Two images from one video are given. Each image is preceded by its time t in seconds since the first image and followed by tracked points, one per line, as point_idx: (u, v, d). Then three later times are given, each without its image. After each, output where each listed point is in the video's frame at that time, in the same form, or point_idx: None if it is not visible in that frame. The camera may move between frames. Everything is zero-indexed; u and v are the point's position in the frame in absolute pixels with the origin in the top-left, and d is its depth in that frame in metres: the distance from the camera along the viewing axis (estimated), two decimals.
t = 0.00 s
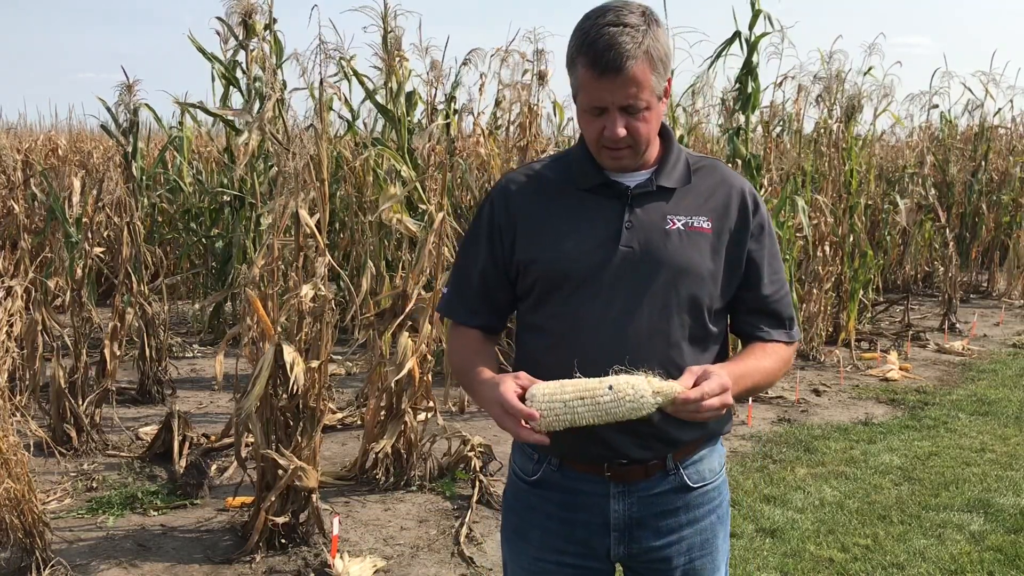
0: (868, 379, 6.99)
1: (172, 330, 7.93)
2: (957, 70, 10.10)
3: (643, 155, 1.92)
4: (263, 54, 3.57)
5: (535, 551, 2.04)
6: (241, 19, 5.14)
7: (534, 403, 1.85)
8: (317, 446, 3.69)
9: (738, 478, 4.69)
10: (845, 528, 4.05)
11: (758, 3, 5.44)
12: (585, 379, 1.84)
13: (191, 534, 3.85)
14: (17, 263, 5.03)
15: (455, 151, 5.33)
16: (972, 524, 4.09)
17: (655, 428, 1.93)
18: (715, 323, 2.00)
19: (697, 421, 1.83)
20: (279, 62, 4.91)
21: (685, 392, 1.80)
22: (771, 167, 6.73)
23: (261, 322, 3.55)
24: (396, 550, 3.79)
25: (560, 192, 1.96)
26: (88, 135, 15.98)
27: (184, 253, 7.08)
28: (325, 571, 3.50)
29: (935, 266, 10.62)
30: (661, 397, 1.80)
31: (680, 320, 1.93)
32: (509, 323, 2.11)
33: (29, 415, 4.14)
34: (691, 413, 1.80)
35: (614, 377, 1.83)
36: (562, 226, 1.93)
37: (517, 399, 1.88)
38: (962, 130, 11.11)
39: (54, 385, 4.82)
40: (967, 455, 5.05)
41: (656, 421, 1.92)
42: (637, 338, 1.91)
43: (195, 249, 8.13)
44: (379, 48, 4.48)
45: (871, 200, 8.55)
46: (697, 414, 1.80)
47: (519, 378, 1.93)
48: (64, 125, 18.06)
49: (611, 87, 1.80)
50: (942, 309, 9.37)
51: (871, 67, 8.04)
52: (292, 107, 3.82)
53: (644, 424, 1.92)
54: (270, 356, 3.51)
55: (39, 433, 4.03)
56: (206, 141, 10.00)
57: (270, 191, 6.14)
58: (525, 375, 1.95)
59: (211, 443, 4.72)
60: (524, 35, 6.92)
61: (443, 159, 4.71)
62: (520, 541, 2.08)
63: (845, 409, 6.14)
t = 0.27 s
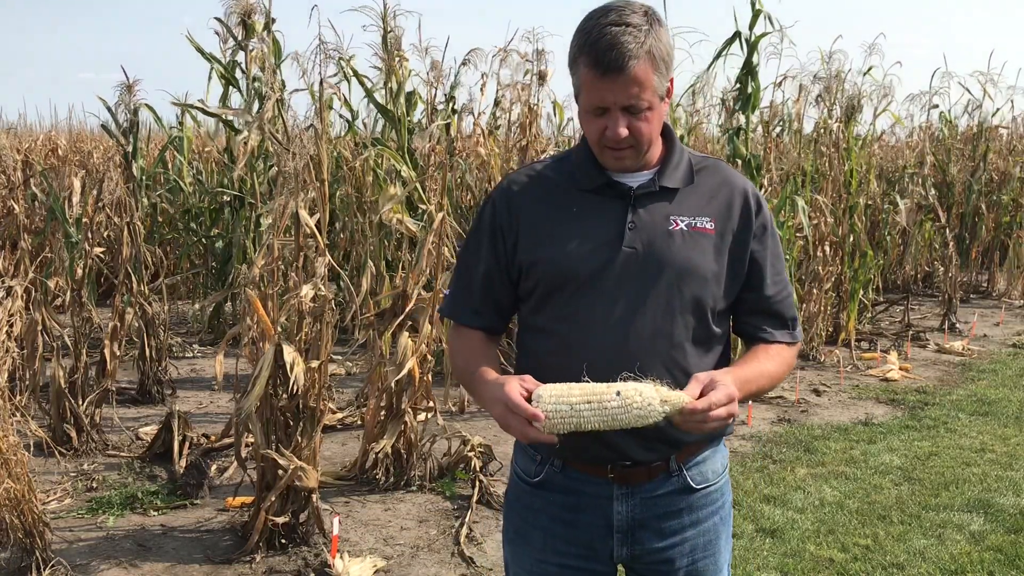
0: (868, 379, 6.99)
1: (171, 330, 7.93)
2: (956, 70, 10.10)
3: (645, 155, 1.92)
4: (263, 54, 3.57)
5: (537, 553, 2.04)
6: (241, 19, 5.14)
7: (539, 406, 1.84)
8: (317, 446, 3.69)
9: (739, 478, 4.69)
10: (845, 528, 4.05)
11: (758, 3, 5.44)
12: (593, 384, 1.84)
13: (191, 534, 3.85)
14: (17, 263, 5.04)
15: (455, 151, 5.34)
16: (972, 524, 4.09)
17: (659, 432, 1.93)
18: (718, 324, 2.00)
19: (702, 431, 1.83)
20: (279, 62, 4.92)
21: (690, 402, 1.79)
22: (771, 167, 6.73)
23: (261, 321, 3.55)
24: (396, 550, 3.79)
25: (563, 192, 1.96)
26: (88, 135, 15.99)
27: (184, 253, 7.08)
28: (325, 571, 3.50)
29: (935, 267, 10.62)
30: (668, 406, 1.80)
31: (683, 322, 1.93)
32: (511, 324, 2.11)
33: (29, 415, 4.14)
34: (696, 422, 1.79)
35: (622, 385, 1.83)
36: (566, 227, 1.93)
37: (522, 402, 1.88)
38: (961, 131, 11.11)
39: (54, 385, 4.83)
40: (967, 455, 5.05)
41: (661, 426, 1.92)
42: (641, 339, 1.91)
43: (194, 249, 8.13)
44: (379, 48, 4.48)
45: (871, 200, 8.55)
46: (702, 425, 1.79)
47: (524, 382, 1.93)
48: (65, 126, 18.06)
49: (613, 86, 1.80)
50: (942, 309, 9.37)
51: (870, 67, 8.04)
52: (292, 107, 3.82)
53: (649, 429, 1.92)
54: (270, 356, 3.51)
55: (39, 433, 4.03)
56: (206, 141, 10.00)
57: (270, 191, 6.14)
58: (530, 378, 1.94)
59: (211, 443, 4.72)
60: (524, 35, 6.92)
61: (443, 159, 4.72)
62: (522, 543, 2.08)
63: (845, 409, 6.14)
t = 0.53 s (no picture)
0: (868, 379, 6.98)
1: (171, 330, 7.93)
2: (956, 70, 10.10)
3: (648, 155, 1.92)
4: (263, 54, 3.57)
5: (538, 553, 2.04)
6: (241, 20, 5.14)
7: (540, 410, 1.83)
8: (317, 446, 3.70)
9: (739, 478, 4.69)
10: (845, 528, 4.05)
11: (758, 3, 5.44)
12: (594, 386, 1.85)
13: (191, 534, 3.85)
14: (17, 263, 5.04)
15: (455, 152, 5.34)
16: (972, 524, 4.09)
17: (660, 434, 1.92)
18: (720, 325, 2.00)
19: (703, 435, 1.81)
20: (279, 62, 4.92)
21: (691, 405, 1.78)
22: (771, 167, 6.73)
23: (261, 322, 3.54)
24: (396, 550, 3.79)
25: (564, 193, 1.97)
26: (88, 135, 15.99)
27: (184, 253, 7.08)
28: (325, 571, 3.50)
29: (935, 267, 10.62)
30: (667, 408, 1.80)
31: (684, 323, 1.92)
32: (512, 325, 2.11)
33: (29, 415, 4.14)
34: (697, 426, 1.78)
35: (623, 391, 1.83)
36: (567, 228, 1.93)
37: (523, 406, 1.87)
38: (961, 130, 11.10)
39: (54, 385, 4.83)
40: (968, 455, 5.05)
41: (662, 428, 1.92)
42: (642, 341, 1.91)
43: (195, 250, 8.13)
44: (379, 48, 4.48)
45: (871, 201, 8.55)
46: (702, 429, 1.78)
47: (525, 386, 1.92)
48: (65, 126, 18.07)
49: (617, 85, 1.80)
50: (943, 309, 9.37)
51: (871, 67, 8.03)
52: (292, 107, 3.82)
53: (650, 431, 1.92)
54: (270, 356, 3.51)
55: (39, 433, 4.03)
56: (206, 141, 10.00)
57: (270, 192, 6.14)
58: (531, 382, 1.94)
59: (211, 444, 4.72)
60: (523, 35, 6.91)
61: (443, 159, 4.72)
62: (522, 544, 2.08)
63: (845, 409, 6.14)
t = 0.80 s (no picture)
0: (868, 379, 6.98)
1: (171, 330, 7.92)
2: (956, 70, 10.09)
3: (650, 155, 1.92)
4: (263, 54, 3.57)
5: (538, 554, 2.04)
6: (241, 20, 5.14)
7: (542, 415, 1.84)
8: (317, 446, 3.70)
9: (739, 478, 4.69)
10: (845, 528, 4.05)
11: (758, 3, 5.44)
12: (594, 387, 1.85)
13: (191, 534, 3.85)
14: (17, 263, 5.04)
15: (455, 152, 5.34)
16: (972, 524, 4.09)
17: (660, 433, 1.92)
18: (720, 326, 2.00)
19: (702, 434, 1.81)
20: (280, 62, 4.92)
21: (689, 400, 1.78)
22: (771, 167, 6.73)
23: (261, 322, 3.54)
24: (396, 550, 3.79)
25: (564, 193, 1.97)
26: (88, 134, 15.98)
27: (184, 253, 7.08)
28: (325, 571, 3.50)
29: (936, 267, 10.62)
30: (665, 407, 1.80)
31: (685, 323, 1.92)
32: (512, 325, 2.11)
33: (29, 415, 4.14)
34: (695, 424, 1.77)
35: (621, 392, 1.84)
36: (567, 227, 1.93)
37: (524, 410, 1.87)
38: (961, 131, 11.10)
39: (54, 385, 4.83)
40: (968, 455, 5.05)
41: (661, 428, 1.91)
42: (642, 341, 1.91)
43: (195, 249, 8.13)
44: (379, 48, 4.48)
45: (871, 200, 8.55)
46: (700, 426, 1.77)
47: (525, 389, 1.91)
48: (65, 126, 18.07)
49: (619, 86, 1.79)
50: (943, 309, 9.37)
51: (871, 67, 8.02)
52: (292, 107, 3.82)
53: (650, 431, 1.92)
54: (270, 356, 3.51)
55: (39, 433, 4.03)
56: (207, 141, 10.00)
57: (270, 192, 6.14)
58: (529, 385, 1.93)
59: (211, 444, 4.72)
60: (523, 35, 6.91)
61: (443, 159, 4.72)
62: (523, 545, 2.08)
63: (845, 409, 6.14)
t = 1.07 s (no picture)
0: (868, 379, 6.98)
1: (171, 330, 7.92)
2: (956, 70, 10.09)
3: (649, 155, 1.92)
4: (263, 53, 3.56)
5: (538, 553, 2.05)
6: (241, 20, 5.13)
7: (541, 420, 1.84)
8: (317, 446, 3.70)
9: (739, 478, 4.69)
10: (845, 528, 4.05)
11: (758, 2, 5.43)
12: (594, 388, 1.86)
13: (191, 534, 3.85)
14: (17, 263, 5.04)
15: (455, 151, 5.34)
16: (972, 524, 4.09)
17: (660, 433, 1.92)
18: (721, 326, 2.00)
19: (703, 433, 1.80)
20: (280, 62, 4.91)
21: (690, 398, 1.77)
22: (771, 167, 6.72)
23: (261, 322, 3.54)
24: (396, 550, 3.79)
25: (565, 193, 1.96)
26: (87, 134, 15.96)
27: (184, 253, 7.07)
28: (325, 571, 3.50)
29: (936, 267, 10.62)
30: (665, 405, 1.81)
31: (686, 322, 1.92)
32: (513, 325, 2.11)
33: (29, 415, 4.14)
34: (696, 423, 1.77)
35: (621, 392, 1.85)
36: (567, 227, 1.93)
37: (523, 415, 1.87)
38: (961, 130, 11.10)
39: (54, 385, 4.83)
40: (968, 455, 5.04)
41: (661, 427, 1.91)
42: (643, 341, 1.91)
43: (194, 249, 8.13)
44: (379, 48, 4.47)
45: (871, 200, 8.54)
46: (701, 425, 1.77)
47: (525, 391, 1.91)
48: (65, 126, 18.06)
49: (616, 85, 1.79)
50: (943, 309, 9.37)
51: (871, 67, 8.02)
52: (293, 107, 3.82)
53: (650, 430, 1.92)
54: (270, 356, 3.51)
55: (39, 433, 4.03)
56: (207, 140, 9.99)
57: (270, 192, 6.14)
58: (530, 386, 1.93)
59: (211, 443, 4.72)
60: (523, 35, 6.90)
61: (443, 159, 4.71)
62: (523, 544, 2.08)
63: (845, 409, 6.14)
